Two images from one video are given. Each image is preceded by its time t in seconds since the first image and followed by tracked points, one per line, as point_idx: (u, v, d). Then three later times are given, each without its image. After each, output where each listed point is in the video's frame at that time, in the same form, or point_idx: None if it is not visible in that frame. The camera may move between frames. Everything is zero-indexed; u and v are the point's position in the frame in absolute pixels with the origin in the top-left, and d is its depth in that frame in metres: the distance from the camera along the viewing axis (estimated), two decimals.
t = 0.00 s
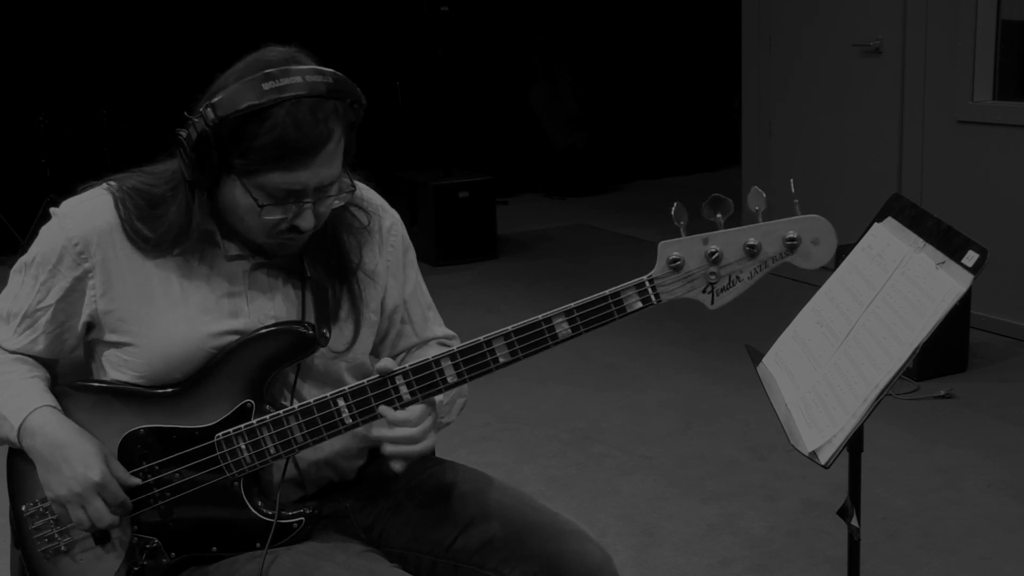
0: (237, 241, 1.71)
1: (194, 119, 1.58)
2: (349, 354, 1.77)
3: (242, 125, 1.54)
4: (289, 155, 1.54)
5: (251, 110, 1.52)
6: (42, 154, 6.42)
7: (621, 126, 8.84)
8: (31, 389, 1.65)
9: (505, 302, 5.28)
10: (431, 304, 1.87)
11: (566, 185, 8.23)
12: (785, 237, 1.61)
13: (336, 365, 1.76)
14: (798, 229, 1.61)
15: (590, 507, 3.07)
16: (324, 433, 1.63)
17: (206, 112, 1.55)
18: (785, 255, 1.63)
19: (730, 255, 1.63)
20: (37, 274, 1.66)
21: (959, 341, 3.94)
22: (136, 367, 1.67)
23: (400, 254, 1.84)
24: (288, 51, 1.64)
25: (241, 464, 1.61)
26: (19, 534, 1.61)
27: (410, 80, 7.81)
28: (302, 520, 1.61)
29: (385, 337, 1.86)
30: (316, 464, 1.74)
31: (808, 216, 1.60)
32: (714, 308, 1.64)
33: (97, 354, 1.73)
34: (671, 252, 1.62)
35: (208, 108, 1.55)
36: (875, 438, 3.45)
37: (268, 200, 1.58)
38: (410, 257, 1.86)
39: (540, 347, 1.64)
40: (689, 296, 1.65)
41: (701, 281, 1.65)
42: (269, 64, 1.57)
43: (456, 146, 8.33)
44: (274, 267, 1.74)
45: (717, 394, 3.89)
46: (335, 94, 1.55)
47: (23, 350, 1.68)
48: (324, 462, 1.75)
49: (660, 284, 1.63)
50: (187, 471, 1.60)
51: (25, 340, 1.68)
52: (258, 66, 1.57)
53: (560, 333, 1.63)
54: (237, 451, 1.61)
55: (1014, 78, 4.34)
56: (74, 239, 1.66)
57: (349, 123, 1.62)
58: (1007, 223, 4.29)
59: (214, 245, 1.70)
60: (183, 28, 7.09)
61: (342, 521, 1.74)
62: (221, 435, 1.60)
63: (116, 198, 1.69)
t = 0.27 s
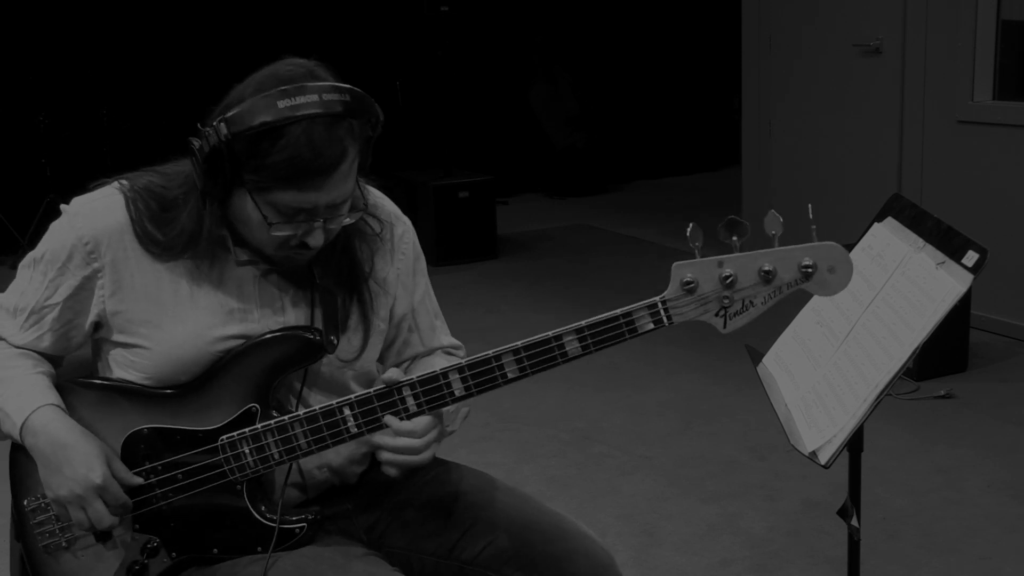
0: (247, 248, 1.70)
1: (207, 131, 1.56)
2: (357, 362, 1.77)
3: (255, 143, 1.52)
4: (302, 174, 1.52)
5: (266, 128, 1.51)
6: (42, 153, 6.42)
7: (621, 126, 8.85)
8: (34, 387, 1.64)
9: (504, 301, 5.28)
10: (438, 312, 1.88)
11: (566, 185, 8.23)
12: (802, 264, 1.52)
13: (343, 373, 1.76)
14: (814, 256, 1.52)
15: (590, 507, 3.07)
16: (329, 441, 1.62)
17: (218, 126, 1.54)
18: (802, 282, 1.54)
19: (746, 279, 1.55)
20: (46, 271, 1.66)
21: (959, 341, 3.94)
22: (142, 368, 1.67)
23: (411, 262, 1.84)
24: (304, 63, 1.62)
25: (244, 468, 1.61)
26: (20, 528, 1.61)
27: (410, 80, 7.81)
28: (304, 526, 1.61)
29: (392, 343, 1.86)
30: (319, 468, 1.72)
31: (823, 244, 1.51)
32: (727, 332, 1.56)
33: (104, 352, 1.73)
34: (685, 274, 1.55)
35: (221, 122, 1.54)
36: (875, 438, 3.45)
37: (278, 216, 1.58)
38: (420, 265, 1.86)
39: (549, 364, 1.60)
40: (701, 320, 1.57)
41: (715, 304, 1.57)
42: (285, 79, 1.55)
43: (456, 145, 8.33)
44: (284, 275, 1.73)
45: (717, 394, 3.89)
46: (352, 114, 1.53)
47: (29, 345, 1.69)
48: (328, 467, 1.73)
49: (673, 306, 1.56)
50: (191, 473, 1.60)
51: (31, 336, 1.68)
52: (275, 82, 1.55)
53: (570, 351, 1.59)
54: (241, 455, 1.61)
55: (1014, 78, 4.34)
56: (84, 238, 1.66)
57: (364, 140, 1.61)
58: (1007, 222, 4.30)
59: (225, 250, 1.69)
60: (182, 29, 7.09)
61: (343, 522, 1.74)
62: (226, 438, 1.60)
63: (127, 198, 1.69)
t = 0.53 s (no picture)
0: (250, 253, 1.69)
1: (208, 141, 1.57)
2: (360, 366, 1.77)
3: (255, 158, 1.53)
4: (301, 192, 1.53)
5: (266, 144, 1.52)
6: (42, 153, 6.42)
7: (621, 125, 8.84)
8: (37, 384, 1.64)
9: (504, 301, 5.28)
10: (442, 316, 1.87)
11: (566, 185, 8.23)
12: (808, 275, 1.50)
13: (347, 377, 1.76)
14: (821, 266, 1.50)
15: (590, 507, 3.07)
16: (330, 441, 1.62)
17: (218, 139, 1.55)
18: (808, 293, 1.52)
19: (751, 288, 1.54)
20: (50, 269, 1.67)
21: (959, 341, 3.94)
22: (146, 368, 1.67)
23: (416, 266, 1.84)
24: (311, 76, 1.62)
25: (246, 469, 1.61)
26: (20, 525, 1.61)
27: (410, 80, 7.81)
28: (305, 527, 1.61)
29: (395, 347, 1.86)
30: (320, 470, 1.74)
31: (830, 254, 1.48)
32: (731, 342, 1.57)
33: (107, 351, 1.73)
34: (691, 283, 1.55)
35: (220, 135, 1.55)
36: (875, 438, 3.45)
37: (275, 231, 1.58)
38: (425, 269, 1.86)
39: (552, 370, 1.60)
40: (706, 328, 1.57)
41: (720, 313, 1.57)
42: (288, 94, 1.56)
43: (456, 145, 8.33)
44: (286, 281, 1.73)
45: (717, 394, 3.89)
46: (353, 131, 1.54)
47: (32, 343, 1.69)
48: (329, 470, 1.74)
49: (678, 314, 1.56)
50: (192, 472, 1.60)
51: (34, 333, 1.68)
52: (277, 95, 1.56)
53: (573, 357, 1.60)
54: (243, 456, 1.61)
55: (1014, 78, 4.34)
56: (89, 237, 1.66)
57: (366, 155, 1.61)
58: (1007, 222, 4.30)
59: (228, 252, 1.69)
60: (182, 29, 7.09)
61: (343, 523, 1.74)
62: (227, 438, 1.60)
63: (133, 197, 1.69)
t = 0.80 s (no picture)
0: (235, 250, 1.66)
1: (186, 136, 1.58)
2: (355, 360, 1.77)
3: (230, 154, 1.53)
4: (274, 188, 1.52)
5: (240, 140, 1.52)
6: (42, 153, 6.41)
7: (622, 125, 8.84)
8: (35, 385, 1.64)
9: (504, 301, 5.28)
10: (433, 313, 1.89)
11: (566, 185, 8.23)
12: (798, 259, 1.55)
13: (342, 370, 1.76)
14: (811, 250, 1.55)
15: (590, 507, 3.07)
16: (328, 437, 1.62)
17: (194, 134, 1.55)
18: (798, 277, 1.57)
19: (742, 275, 1.59)
20: (45, 270, 1.67)
21: (959, 341, 3.93)
22: (142, 367, 1.67)
23: (407, 262, 1.84)
24: (290, 73, 1.62)
25: (244, 466, 1.61)
26: (20, 526, 1.61)
27: (410, 80, 7.82)
28: (303, 524, 1.62)
29: (388, 344, 1.85)
30: (319, 468, 1.72)
31: (821, 239, 1.54)
32: (723, 329, 1.60)
33: (103, 352, 1.73)
34: (682, 270, 1.59)
35: (196, 130, 1.55)
36: (875, 438, 3.45)
37: (252, 226, 1.58)
38: (416, 265, 1.87)
39: (546, 360, 1.61)
40: (697, 315, 1.61)
41: (711, 300, 1.60)
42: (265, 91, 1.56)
43: (456, 145, 8.33)
44: (271, 275, 1.73)
45: (717, 394, 3.89)
46: (329, 129, 1.54)
47: (30, 345, 1.68)
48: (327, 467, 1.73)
49: (669, 301, 1.59)
50: (190, 471, 1.60)
51: (32, 335, 1.68)
52: (256, 92, 1.57)
53: (567, 347, 1.60)
54: (241, 453, 1.61)
55: (1015, 78, 4.34)
56: (83, 237, 1.66)
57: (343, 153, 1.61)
58: (1007, 222, 4.30)
59: (214, 248, 1.69)
60: (183, 29, 7.09)
61: (342, 521, 1.74)
62: (225, 435, 1.60)
63: (125, 196, 1.69)
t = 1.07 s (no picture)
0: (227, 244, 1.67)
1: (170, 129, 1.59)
2: (349, 353, 1.77)
3: (213, 144, 1.54)
4: (258, 175, 1.54)
5: (221, 130, 1.53)
6: (43, 152, 6.41)
7: (622, 125, 8.84)
8: (33, 385, 1.64)
9: (504, 301, 5.28)
10: (427, 305, 1.88)
11: (566, 185, 8.23)
12: (785, 239, 1.66)
13: (336, 364, 1.76)
14: (799, 232, 1.66)
15: (590, 507, 3.07)
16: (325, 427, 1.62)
17: (176, 126, 1.56)
18: (785, 257, 1.67)
19: (732, 256, 1.67)
20: (40, 272, 1.66)
21: (959, 341, 3.94)
22: (137, 364, 1.67)
23: (398, 256, 1.84)
24: (272, 64, 1.64)
25: (243, 461, 1.61)
26: (19, 529, 1.61)
27: (410, 80, 7.82)
28: (302, 518, 1.62)
29: (381, 338, 1.85)
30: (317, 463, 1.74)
31: (809, 220, 1.64)
32: (716, 309, 1.69)
33: (99, 352, 1.73)
34: (673, 253, 1.67)
35: (178, 121, 1.56)
36: (875, 438, 3.45)
37: (238, 215, 1.59)
38: (407, 259, 1.86)
39: (541, 345, 1.67)
40: (689, 296, 1.69)
41: (702, 282, 1.69)
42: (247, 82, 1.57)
43: (456, 145, 8.32)
44: (259, 268, 1.73)
45: (717, 394, 3.89)
46: (311, 114, 1.55)
47: (25, 347, 1.68)
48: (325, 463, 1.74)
49: (661, 284, 1.67)
50: (189, 467, 1.60)
51: (27, 338, 1.68)
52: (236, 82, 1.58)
53: (561, 332, 1.66)
54: (239, 447, 1.60)
55: (1015, 78, 4.34)
56: (76, 237, 1.66)
57: (326, 140, 1.62)
58: (1008, 223, 4.29)
59: (205, 244, 1.70)
60: (182, 29, 7.08)
61: (340, 518, 1.74)
62: (224, 431, 1.60)
63: (117, 196, 1.70)
